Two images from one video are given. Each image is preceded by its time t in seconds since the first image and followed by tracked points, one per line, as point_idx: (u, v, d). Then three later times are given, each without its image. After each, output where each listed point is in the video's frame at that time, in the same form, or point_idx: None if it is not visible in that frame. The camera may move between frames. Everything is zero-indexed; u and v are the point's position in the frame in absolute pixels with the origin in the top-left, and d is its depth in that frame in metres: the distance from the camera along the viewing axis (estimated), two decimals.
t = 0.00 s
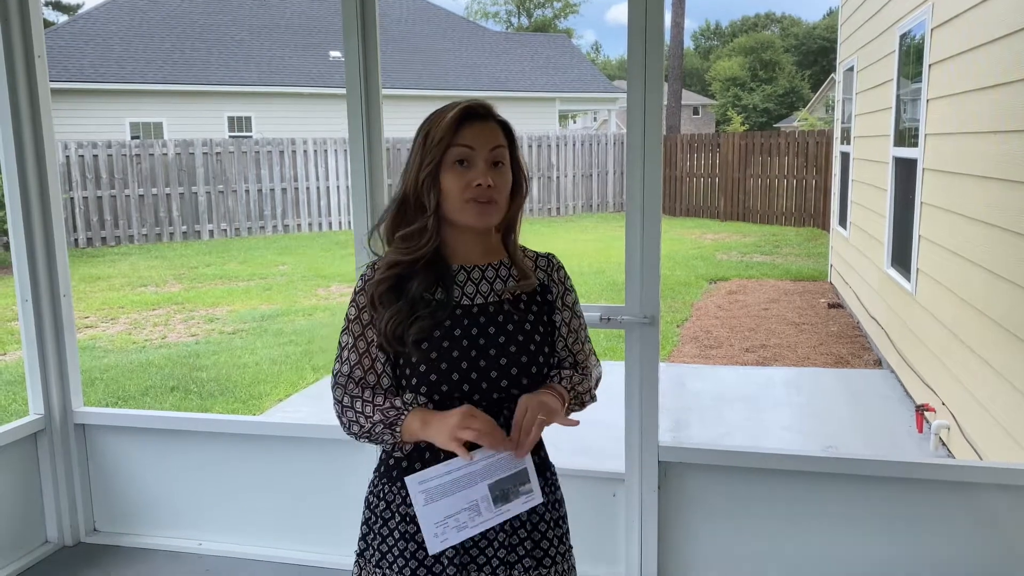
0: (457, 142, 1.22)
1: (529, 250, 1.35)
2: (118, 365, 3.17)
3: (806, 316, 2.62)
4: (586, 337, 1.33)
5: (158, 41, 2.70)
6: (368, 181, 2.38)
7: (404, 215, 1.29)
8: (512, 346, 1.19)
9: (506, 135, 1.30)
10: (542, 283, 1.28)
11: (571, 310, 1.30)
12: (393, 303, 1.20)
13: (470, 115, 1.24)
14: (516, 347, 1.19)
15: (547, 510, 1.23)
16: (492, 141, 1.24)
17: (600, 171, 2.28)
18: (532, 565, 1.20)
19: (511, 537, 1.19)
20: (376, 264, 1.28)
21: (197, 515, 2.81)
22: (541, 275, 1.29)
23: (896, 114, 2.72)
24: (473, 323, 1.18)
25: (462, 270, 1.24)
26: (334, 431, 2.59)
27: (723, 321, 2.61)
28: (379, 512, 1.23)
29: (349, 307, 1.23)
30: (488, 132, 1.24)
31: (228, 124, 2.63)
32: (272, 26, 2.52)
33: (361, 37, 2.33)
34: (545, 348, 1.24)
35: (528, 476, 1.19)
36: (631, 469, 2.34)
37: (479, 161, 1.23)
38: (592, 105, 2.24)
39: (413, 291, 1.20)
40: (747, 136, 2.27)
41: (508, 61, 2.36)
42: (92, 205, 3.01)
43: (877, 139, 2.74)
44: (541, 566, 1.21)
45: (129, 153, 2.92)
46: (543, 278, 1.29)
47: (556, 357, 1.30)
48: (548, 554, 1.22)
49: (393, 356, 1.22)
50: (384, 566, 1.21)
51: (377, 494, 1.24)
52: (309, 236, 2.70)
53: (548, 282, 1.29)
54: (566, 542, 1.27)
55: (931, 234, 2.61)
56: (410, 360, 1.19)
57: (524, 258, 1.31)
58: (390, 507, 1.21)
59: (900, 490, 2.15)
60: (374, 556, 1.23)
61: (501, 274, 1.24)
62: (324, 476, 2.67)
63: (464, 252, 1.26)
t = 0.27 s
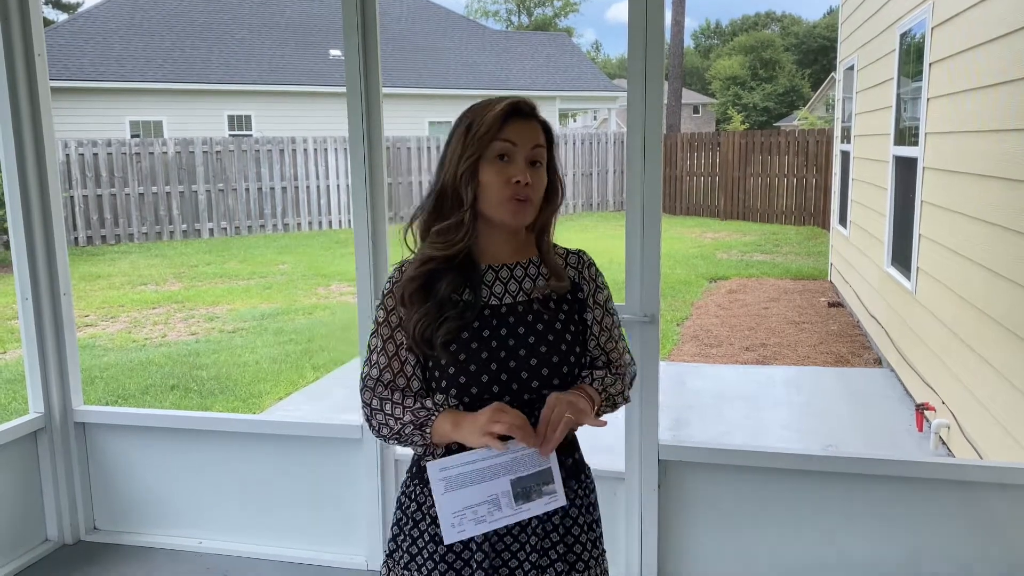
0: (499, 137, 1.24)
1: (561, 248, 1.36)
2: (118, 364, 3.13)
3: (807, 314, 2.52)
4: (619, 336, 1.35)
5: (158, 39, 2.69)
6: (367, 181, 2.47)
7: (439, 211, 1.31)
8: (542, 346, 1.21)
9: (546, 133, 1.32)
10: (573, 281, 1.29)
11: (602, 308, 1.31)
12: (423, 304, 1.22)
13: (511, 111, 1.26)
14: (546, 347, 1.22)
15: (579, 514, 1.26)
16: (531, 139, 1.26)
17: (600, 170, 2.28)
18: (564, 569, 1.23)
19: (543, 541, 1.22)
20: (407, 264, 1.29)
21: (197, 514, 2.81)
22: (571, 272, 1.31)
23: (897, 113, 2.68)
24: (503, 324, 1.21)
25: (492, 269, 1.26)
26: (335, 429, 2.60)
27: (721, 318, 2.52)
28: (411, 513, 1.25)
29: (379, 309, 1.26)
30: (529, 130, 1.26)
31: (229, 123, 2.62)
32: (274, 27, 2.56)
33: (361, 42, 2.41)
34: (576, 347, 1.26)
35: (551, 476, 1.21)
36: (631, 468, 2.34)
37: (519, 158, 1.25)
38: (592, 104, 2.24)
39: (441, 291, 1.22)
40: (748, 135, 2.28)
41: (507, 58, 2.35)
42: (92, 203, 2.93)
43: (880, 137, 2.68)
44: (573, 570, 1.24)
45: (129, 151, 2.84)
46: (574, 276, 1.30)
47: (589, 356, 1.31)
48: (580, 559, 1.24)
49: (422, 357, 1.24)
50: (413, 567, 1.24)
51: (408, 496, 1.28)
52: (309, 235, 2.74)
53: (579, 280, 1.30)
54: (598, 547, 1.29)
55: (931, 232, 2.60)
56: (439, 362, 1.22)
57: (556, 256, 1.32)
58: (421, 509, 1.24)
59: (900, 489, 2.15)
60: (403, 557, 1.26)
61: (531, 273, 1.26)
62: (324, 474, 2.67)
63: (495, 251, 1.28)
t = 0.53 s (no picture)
0: (531, 125, 1.22)
1: (599, 234, 1.34)
2: (117, 363, 3.06)
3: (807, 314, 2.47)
4: (660, 320, 1.32)
5: (156, 37, 2.61)
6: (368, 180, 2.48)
7: (472, 200, 1.29)
8: (577, 334, 1.21)
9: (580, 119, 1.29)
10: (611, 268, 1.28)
11: (640, 293, 1.29)
12: (457, 294, 1.23)
13: (543, 98, 1.24)
14: (580, 334, 1.21)
15: (622, 506, 1.24)
16: (564, 125, 1.23)
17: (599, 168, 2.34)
18: (608, 561, 1.21)
19: (586, 532, 1.20)
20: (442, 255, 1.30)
21: (197, 512, 2.81)
22: (608, 259, 1.29)
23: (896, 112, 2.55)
24: (537, 312, 1.21)
25: (525, 257, 1.26)
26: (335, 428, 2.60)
27: (721, 318, 2.49)
28: (455, 504, 1.26)
29: (415, 300, 1.28)
30: (562, 116, 1.24)
31: (228, 121, 2.62)
32: (273, 24, 2.54)
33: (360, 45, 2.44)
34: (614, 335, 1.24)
35: (586, 458, 1.18)
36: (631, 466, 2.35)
37: (552, 145, 1.22)
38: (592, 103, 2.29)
39: (475, 280, 1.22)
40: (747, 134, 2.28)
41: (509, 58, 2.36)
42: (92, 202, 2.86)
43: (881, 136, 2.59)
44: (617, 562, 1.21)
45: (128, 150, 2.78)
46: (612, 262, 1.29)
47: (629, 343, 1.30)
48: (623, 549, 1.22)
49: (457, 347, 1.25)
50: (456, 559, 1.24)
51: (452, 486, 1.28)
52: (309, 234, 2.76)
53: (617, 266, 1.28)
54: (642, 539, 1.27)
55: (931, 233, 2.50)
56: (473, 352, 1.23)
57: (593, 241, 1.30)
58: (464, 501, 1.25)
59: (899, 488, 2.15)
60: (446, 549, 1.26)
61: (566, 260, 1.25)
62: (323, 474, 2.67)
63: (530, 238, 1.27)
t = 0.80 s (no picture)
0: (559, 129, 1.18)
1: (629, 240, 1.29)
2: (116, 362, 3.10)
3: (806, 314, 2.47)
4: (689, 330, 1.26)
5: (155, 36, 2.65)
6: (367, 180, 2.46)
7: (503, 204, 1.27)
8: (602, 340, 1.17)
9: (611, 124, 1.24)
10: (639, 274, 1.23)
11: (669, 301, 1.23)
12: (482, 297, 1.20)
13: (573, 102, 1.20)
14: (606, 341, 1.17)
15: (651, 508, 1.18)
16: (594, 130, 1.19)
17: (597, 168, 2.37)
18: (638, 566, 1.16)
19: (616, 536, 1.16)
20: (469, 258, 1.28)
21: (196, 513, 2.81)
22: (635, 265, 1.23)
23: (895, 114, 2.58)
24: (562, 317, 1.17)
25: (551, 262, 1.22)
26: (334, 428, 2.60)
27: (720, 319, 2.49)
28: (483, 509, 1.23)
29: (442, 302, 1.26)
30: (592, 121, 1.20)
31: (227, 121, 2.64)
32: (272, 24, 2.55)
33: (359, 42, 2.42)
34: (643, 343, 1.19)
35: (627, 459, 1.14)
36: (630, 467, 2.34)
37: (580, 150, 1.18)
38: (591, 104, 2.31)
39: (499, 285, 1.19)
40: (747, 135, 2.28)
41: (507, 57, 2.34)
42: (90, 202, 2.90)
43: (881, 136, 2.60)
44: (648, 567, 1.17)
45: (127, 150, 2.84)
46: (640, 269, 1.23)
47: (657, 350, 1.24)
48: (654, 554, 1.17)
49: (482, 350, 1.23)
50: (483, 563, 1.21)
51: (480, 490, 1.25)
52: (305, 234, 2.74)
53: (644, 273, 1.23)
54: (678, 542, 1.21)
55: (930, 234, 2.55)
56: (498, 356, 1.19)
57: (621, 247, 1.25)
58: (491, 504, 1.21)
59: (899, 488, 2.15)
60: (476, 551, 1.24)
61: (592, 266, 1.21)
62: (323, 474, 2.67)
63: (556, 243, 1.24)
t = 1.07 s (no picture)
0: (578, 130, 1.19)
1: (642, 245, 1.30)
2: (115, 362, 3.08)
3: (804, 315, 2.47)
4: (698, 335, 1.26)
5: (155, 41, 2.61)
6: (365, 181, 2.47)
7: (518, 202, 1.27)
8: (614, 342, 1.16)
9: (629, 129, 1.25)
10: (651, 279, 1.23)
11: (682, 306, 1.25)
12: (494, 295, 1.20)
13: (592, 105, 1.21)
14: (617, 344, 1.16)
15: (658, 512, 1.18)
16: (612, 133, 1.20)
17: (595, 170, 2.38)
18: (642, 569, 1.17)
19: (621, 539, 1.16)
20: (481, 256, 1.28)
21: (194, 514, 2.81)
22: (648, 269, 1.25)
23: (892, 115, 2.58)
24: (573, 318, 1.17)
25: (563, 263, 1.22)
26: (332, 429, 2.60)
27: (719, 320, 2.49)
28: (489, 508, 1.23)
29: (453, 299, 1.26)
30: (610, 123, 1.20)
31: (225, 122, 2.63)
32: (272, 25, 2.54)
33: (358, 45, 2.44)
34: (654, 347, 1.19)
35: (657, 457, 1.15)
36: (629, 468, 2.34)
37: (597, 151, 1.19)
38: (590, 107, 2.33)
39: (512, 283, 1.19)
40: (744, 136, 2.28)
41: (506, 59, 2.34)
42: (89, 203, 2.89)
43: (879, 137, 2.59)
44: (651, 570, 1.17)
45: (125, 151, 2.80)
46: (652, 273, 1.24)
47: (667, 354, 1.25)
48: (658, 557, 1.17)
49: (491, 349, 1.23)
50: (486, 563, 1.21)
51: (487, 490, 1.24)
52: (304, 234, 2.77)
53: (657, 278, 1.24)
54: (682, 547, 1.21)
55: (926, 235, 2.54)
56: (507, 354, 1.19)
57: (633, 251, 1.26)
58: (498, 504, 1.21)
59: (896, 489, 2.15)
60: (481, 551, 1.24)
61: (605, 268, 1.21)
62: (321, 475, 2.67)
63: (569, 244, 1.24)
